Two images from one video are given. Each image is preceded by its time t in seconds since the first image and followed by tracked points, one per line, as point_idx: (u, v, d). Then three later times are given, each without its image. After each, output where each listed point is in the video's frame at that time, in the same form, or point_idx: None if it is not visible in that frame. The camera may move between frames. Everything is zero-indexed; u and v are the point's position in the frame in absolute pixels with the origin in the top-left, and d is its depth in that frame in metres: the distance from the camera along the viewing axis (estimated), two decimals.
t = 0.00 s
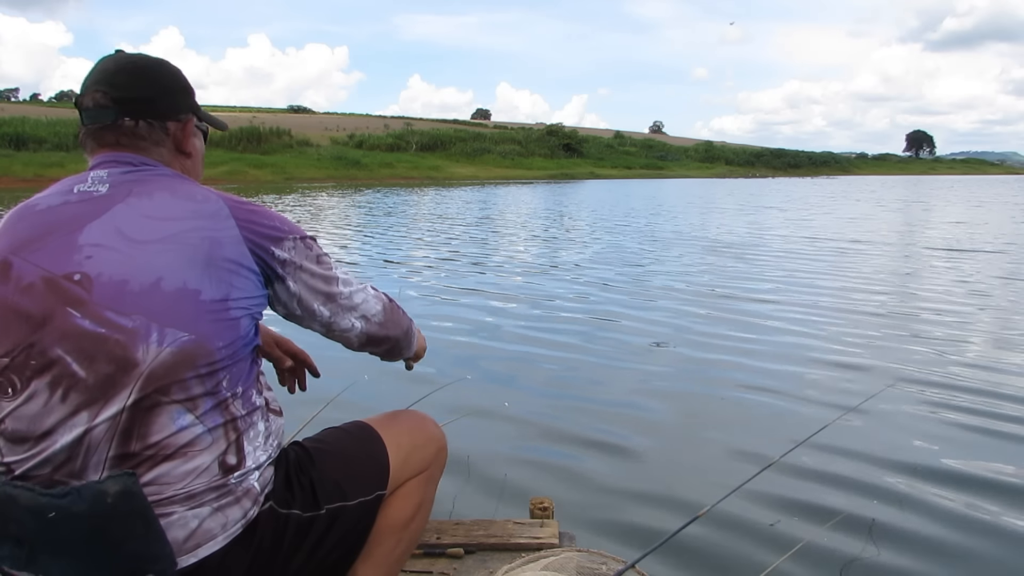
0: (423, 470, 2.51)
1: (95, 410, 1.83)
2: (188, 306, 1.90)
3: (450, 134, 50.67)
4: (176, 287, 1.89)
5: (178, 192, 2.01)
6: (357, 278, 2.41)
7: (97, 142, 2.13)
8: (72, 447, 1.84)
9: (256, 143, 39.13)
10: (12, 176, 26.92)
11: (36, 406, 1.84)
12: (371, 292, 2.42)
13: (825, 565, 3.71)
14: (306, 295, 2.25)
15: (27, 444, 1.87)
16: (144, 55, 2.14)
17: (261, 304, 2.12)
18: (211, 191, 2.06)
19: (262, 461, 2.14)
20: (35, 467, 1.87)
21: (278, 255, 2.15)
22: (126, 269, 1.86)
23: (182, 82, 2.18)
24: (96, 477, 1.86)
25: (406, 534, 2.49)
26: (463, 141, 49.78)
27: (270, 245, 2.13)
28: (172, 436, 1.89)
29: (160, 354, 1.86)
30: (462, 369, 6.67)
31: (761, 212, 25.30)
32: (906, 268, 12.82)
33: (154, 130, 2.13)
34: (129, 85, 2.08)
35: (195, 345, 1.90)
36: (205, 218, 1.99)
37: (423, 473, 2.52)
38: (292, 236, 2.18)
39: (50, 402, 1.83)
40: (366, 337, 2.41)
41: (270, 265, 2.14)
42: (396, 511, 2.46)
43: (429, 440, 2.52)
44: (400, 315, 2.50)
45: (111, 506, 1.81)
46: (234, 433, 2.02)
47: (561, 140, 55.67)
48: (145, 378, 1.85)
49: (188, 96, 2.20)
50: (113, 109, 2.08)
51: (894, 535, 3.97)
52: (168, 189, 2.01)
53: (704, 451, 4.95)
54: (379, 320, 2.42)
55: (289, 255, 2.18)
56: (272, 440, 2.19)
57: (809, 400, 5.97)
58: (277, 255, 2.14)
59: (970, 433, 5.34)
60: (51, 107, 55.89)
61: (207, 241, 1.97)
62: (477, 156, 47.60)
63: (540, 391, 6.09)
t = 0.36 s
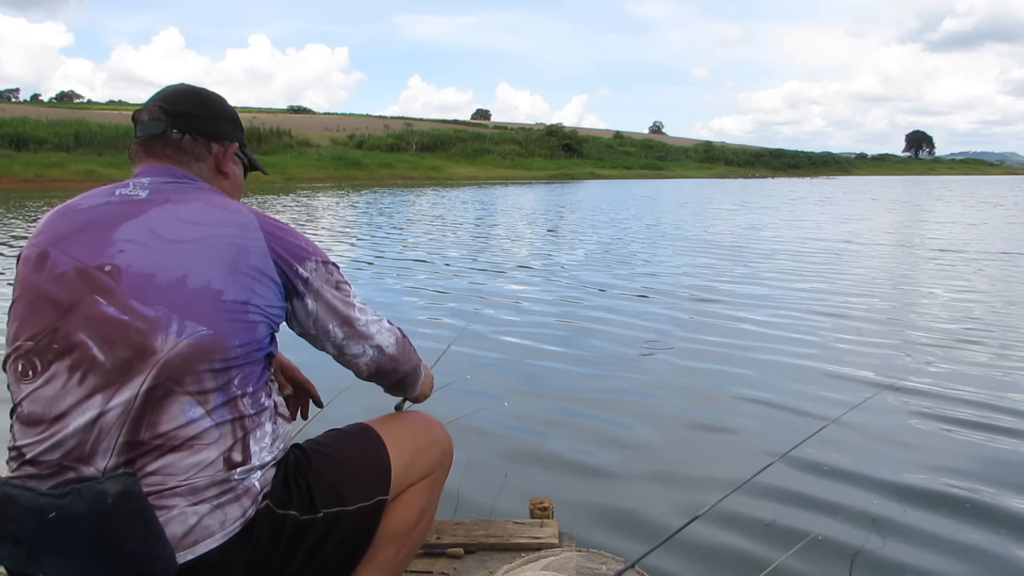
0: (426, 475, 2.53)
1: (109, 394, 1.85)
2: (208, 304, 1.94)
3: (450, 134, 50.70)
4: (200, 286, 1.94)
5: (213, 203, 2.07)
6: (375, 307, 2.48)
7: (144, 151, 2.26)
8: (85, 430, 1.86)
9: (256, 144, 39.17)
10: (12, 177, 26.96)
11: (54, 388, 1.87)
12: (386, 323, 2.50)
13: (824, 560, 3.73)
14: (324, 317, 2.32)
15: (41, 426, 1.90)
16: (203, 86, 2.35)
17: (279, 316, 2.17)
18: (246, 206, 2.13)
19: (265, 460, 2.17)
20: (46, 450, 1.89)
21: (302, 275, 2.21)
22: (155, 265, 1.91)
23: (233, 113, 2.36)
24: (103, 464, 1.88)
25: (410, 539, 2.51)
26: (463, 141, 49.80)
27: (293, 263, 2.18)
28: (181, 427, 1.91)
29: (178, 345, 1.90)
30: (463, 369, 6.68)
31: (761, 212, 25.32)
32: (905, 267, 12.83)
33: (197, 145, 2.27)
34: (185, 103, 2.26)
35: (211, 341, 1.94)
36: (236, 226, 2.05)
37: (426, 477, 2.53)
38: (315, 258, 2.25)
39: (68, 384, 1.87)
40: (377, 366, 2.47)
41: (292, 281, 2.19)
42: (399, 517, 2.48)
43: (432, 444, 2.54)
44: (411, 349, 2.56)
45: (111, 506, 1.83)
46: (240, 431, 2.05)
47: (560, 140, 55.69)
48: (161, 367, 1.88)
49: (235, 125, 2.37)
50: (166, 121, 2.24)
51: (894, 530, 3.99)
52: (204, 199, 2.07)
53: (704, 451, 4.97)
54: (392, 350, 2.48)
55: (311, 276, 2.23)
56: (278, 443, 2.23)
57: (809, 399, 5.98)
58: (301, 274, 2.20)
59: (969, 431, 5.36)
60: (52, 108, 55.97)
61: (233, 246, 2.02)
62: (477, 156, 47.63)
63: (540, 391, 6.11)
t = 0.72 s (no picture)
0: (430, 475, 2.52)
1: (157, 371, 1.93)
2: (260, 306, 2.07)
3: (450, 134, 50.69)
4: (255, 291, 2.07)
5: (270, 226, 2.24)
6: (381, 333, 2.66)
7: (193, 174, 2.42)
8: (125, 405, 1.92)
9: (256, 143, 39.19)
10: (13, 176, 27.01)
11: (98, 361, 1.93)
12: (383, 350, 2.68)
13: (826, 559, 3.75)
14: (341, 337, 2.48)
15: (78, 399, 1.94)
16: (249, 125, 2.58)
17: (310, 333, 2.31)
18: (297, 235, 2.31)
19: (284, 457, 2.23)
20: (82, 422, 1.93)
21: (333, 298, 2.38)
22: (218, 263, 2.05)
23: (274, 148, 2.57)
24: (136, 439, 1.93)
25: (412, 539, 2.51)
26: (463, 141, 49.80)
27: (328, 287, 2.35)
28: (217, 412, 1.98)
29: (230, 337, 2.01)
30: (463, 369, 6.70)
31: (761, 212, 25.30)
32: (906, 268, 12.82)
33: (243, 169, 2.45)
34: (235, 134, 2.47)
35: (259, 340, 2.06)
36: (289, 246, 2.21)
37: (430, 478, 2.52)
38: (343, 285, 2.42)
39: (115, 358, 1.93)
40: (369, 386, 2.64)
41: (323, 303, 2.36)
42: (402, 517, 2.48)
43: (436, 445, 2.53)
44: (401, 376, 2.75)
45: (113, 506, 1.83)
46: (267, 426, 2.13)
47: (560, 141, 55.70)
48: (211, 353, 1.98)
49: (276, 159, 2.57)
50: (217, 146, 2.43)
51: (895, 528, 4.01)
52: (262, 221, 2.23)
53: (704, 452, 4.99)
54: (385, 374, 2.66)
55: (341, 302, 2.42)
56: (294, 443, 2.27)
57: (809, 399, 6.00)
58: (334, 299, 2.38)
59: (970, 432, 5.36)
60: (52, 108, 56.00)
61: (286, 262, 2.17)
62: (476, 156, 47.63)
63: (541, 391, 6.13)
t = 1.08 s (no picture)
0: (432, 475, 2.51)
1: (171, 366, 1.94)
2: (272, 310, 2.09)
3: (450, 134, 50.69)
4: (269, 295, 2.09)
5: (285, 236, 2.26)
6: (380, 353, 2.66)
7: (209, 184, 2.42)
8: (138, 398, 1.92)
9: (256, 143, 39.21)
10: (13, 176, 27.00)
11: (114, 354, 1.94)
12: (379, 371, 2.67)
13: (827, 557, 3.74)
14: (342, 351, 2.48)
15: (92, 391, 1.93)
16: (262, 135, 2.58)
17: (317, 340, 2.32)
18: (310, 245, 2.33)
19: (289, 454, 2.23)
20: (95, 414, 1.93)
21: (339, 312, 2.38)
22: (234, 265, 2.06)
23: (287, 159, 2.58)
24: (147, 432, 1.93)
25: (414, 538, 2.50)
26: (463, 140, 49.83)
27: (336, 299, 2.36)
28: (229, 407, 1.99)
29: (243, 337, 2.02)
30: (464, 370, 6.69)
31: (761, 212, 25.31)
32: (905, 268, 12.83)
33: (259, 180, 2.45)
34: (250, 145, 2.47)
35: (271, 341, 2.07)
36: (303, 254, 2.23)
37: (432, 478, 2.51)
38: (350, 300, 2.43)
39: (130, 352, 1.93)
40: (359, 404, 2.64)
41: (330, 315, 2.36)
42: (403, 517, 2.47)
43: (438, 446, 2.53)
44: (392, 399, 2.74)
45: (113, 506, 1.83)
46: (275, 423, 2.14)
47: (560, 141, 55.73)
48: (225, 350, 1.99)
49: (288, 170, 2.57)
50: (233, 157, 2.43)
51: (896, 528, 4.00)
52: (277, 230, 2.25)
53: (705, 450, 4.98)
54: (375, 396, 2.65)
55: (345, 318, 2.41)
56: (299, 441, 2.28)
57: (810, 399, 5.99)
58: (340, 312, 2.38)
59: (970, 432, 5.36)
60: (52, 108, 56.01)
61: (301, 270, 2.19)
62: (476, 156, 47.65)
63: (542, 391, 6.13)
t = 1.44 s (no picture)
0: (431, 476, 2.52)
1: (161, 371, 1.94)
2: (263, 309, 2.09)
3: (450, 134, 50.72)
4: (260, 293, 2.09)
5: (275, 230, 2.25)
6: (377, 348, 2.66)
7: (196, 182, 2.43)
8: (130, 404, 1.93)
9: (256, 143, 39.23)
10: (14, 175, 27.04)
11: (104, 360, 1.95)
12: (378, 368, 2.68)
13: (825, 560, 3.77)
14: (339, 348, 2.48)
15: (83, 398, 1.95)
16: (244, 117, 2.53)
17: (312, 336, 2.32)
18: (301, 238, 2.32)
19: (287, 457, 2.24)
20: (87, 421, 1.94)
21: (335, 307, 2.38)
22: (223, 265, 2.06)
23: (273, 141, 2.55)
24: (141, 439, 1.94)
25: (413, 540, 2.51)
26: (463, 140, 49.86)
27: (331, 295, 2.36)
28: (223, 412, 1.99)
29: (233, 337, 2.02)
30: (464, 370, 6.70)
31: (761, 212, 25.32)
32: (906, 269, 12.85)
33: (247, 172, 2.45)
34: (233, 136, 2.44)
35: (262, 341, 2.07)
36: (294, 250, 2.22)
37: (431, 479, 2.52)
38: (345, 295, 2.43)
39: (119, 358, 1.94)
40: (358, 402, 2.65)
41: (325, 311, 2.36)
42: (403, 518, 2.48)
43: (439, 447, 2.54)
44: (390, 396, 2.75)
45: (114, 506, 1.84)
46: (271, 425, 2.14)
47: (560, 140, 55.76)
48: (215, 353, 1.99)
49: (275, 153, 2.55)
50: (217, 153, 2.42)
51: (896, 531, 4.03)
52: (267, 224, 2.24)
53: (704, 451, 5.00)
54: (374, 393, 2.66)
55: (339, 314, 2.41)
56: (296, 443, 2.29)
57: (808, 400, 6.00)
58: (336, 307, 2.39)
59: (969, 434, 5.38)
60: (52, 107, 55.99)
61: (293, 266, 2.19)
62: (476, 156, 47.67)
63: (541, 391, 6.14)
